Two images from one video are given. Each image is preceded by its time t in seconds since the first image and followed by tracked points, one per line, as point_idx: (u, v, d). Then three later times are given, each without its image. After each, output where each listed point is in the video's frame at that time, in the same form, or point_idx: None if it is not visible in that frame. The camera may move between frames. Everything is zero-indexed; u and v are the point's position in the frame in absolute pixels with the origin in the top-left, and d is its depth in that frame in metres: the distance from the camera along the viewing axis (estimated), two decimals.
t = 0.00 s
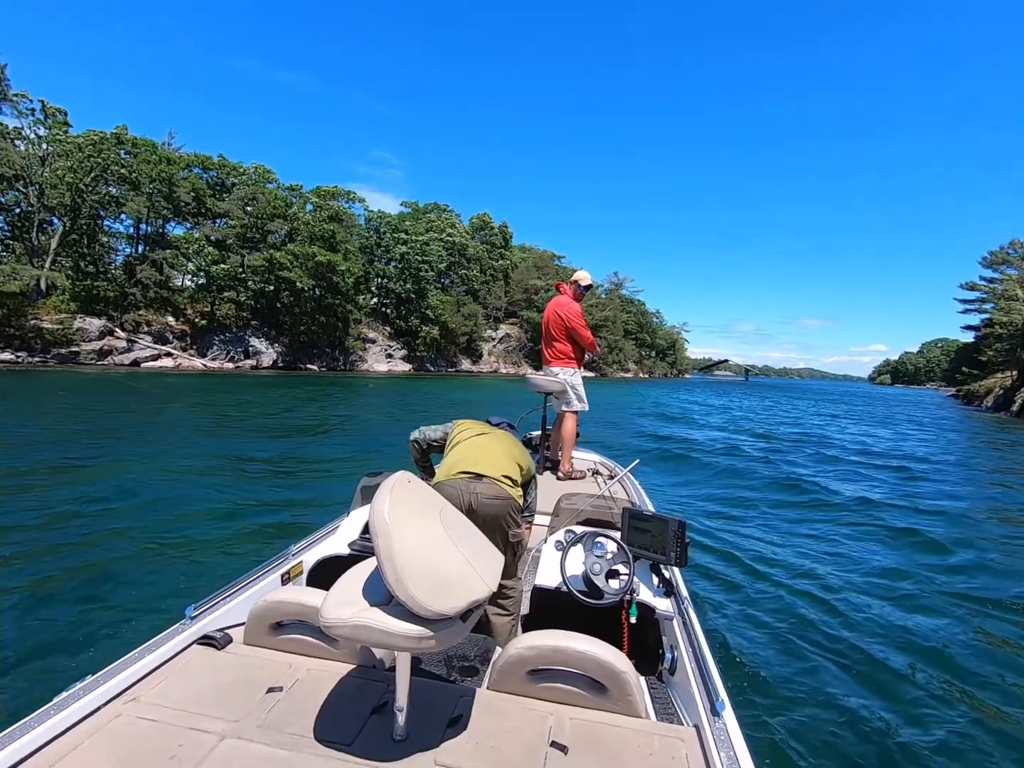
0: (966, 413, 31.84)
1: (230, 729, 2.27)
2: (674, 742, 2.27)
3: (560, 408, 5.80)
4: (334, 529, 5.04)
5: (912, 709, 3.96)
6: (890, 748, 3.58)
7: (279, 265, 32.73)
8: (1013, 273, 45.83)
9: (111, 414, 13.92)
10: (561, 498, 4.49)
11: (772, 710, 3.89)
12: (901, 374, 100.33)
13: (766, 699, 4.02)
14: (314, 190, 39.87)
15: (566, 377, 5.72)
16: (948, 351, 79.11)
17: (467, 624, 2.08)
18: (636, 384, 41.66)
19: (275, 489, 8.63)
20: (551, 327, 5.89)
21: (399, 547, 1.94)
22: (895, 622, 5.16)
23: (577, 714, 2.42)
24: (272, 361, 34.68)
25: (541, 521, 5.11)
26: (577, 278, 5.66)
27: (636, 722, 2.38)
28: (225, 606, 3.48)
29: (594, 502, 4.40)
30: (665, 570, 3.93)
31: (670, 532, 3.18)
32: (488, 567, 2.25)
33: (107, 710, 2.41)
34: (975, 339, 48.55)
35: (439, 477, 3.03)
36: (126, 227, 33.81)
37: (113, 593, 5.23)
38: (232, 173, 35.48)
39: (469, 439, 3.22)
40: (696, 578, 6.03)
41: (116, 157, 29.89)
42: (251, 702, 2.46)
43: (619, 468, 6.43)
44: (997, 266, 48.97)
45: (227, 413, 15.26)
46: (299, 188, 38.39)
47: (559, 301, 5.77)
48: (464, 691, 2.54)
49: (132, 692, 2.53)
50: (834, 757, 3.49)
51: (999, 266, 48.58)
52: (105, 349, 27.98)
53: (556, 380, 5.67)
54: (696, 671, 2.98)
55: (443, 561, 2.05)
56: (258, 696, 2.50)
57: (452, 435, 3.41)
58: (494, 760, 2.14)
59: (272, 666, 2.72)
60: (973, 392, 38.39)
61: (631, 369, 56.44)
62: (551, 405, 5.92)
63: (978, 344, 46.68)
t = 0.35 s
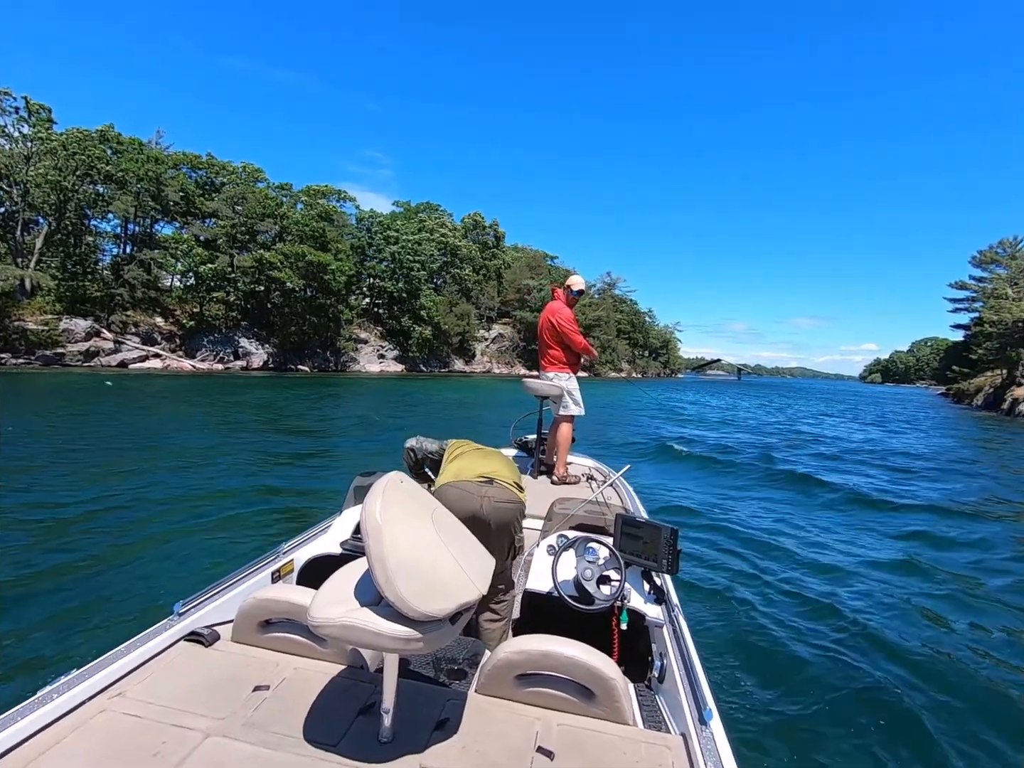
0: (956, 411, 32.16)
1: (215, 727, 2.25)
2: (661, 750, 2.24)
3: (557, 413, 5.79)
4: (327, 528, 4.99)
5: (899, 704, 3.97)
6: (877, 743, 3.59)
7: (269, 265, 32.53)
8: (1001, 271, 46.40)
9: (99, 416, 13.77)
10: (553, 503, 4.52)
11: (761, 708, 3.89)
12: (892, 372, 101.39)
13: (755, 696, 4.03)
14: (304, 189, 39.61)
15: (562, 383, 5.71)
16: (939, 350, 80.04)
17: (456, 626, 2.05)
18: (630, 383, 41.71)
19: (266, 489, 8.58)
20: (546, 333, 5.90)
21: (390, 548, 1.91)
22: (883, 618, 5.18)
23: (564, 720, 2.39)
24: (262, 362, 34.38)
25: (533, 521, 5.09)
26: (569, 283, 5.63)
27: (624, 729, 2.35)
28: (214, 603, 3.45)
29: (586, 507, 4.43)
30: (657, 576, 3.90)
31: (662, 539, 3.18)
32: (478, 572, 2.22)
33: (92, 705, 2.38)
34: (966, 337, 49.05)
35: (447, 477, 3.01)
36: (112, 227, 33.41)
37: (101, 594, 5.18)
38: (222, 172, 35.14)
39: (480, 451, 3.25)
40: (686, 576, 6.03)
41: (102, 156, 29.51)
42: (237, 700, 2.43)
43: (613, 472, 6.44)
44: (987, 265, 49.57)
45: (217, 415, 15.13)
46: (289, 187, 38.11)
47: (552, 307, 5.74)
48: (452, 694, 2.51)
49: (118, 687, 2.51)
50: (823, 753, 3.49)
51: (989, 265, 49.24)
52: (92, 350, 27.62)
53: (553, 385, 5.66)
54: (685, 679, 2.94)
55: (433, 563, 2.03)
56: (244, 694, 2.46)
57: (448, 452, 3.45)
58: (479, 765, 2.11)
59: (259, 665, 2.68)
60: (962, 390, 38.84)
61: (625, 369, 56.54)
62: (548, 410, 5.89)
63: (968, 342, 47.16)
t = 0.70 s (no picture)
0: (949, 405, 32.46)
1: (215, 731, 2.22)
2: (663, 751, 2.24)
3: (556, 414, 5.79)
4: (327, 530, 4.95)
5: (894, 696, 4.01)
6: (874, 735, 3.63)
7: (261, 266, 32.31)
8: (992, 266, 46.84)
9: (92, 420, 13.67)
10: (553, 505, 4.53)
11: (760, 704, 3.90)
12: (885, 367, 102.23)
13: (753, 691, 4.05)
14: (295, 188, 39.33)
15: (562, 384, 5.70)
16: (932, 344, 80.74)
17: (457, 629, 2.03)
18: (625, 381, 41.80)
19: (265, 491, 8.56)
20: (545, 334, 5.91)
21: (390, 551, 1.89)
22: (878, 610, 5.22)
23: (565, 721, 2.38)
24: (254, 363, 34.15)
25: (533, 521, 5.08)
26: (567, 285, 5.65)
27: (626, 731, 2.34)
28: (214, 607, 3.42)
29: (586, 508, 4.44)
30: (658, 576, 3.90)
31: (663, 540, 3.18)
32: (479, 574, 2.20)
33: (92, 710, 2.35)
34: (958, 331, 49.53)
35: (454, 477, 3.00)
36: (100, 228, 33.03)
37: (100, 596, 5.17)
38: (212, 172, 34.78)
39: (488, 451, 3.25)
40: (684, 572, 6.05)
41: (88, 155, 29.13)
42: (238, 703, 2.41)
43: (613, 472, 6.44)
44: (978, 259, 50.07)
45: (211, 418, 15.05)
46: (280, 187, 37.77)
47: (551, 309, 5.75)
48: (453, 697, 2.49)
49: (118, 691, 2.48)
50: (823, 748, 3.50)
51: (981, 259, 49.75)
52: (80, 353, 27.33)
53: (553, 386, 5.65)
54: (686, 679, 2.94)
55: (433, 565, 2.01)
56: (245, 698, 2.44)
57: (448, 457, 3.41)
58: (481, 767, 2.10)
59: (260, 669, 2.66)
60: (955, 384, 39.19)
61: (620, 366, 56.64)
62: (548, 411, 5.89)
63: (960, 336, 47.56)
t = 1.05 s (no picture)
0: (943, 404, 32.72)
1: (228, 733, 2.23)
2: (675, 744, 2.24)
3: (560, 410, 5.78)
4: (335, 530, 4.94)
5: (894, 689, 4.04)
6: (875, 728, 3.66)
7: (254, 263, 32.10)
8: (984, 266, 47.23)
9: (88, 420, 13.62)
10: (559, 500, 4.54)
11: (762, 698, 3.92)
12: (877, 366, 103.03)
13: (756, 685, 4.06)
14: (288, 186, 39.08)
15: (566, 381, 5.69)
16: (924, 344, 81.46)
17: (467, 626, 2.03)
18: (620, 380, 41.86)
19: (268, 491, 8.57)
20: (549, 331, 5.89)
21: (398, 550, 1.89)
22: (875, 605, 5.27)
23: (576, 716, 2.38)
24: (247, 362, 33.92)
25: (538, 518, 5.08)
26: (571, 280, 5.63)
27: (637, 725, 2.34)
28: (224, 608, 3.41)
29: (592, 503, 4.45)
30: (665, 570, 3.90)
31: (669, 534, 3.17)
32: (488, 570, 2.20)
33: (106, 714, 2.37)
34: (951, 331, 49.90)
35: (466, 472, 2.97)
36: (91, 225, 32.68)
37: (103, 595, 5.18)
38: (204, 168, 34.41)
39: (498, 447, 3.22)
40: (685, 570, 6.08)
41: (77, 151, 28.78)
42: (250, 705, 2.41)
43: (617, 469, 6.44)
44: (970, 259, 50.64)
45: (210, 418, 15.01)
46: (273, 185, 37.47)
47: (555, 304, 5.74)
48: (464, 694, 2.49)
49: (132, 695, 2.49)
50: (826, 741, 3.53)
51: (973, 259, 50.31)
52: (70, 352, 27.04)
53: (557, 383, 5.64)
54: (696, 671, 2.94)
55: (442, 563, 2.00)
56: (257, 700, 2.45)
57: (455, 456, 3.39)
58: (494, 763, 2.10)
59: (270, 670, 2.66)
60: (948, 384, 39.55)
61: (615, 365, 56.74)
62: (552, 407, 5.89)
63: (953, 336, 47.91)
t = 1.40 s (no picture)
0: (934, 408, 33.04)
1: (228, 729, 2.21)
2: (673, 741, 2.23)
3: (560, 408, 5.77)
4: (334, 529, 4.91)
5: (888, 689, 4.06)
6: (871, 729, 3.67)
7: (247, 261, 31.88)
8: (976, 271, 47.74)
9: (79, 417, 13.47)
10: (559, 498, 4.54)
11: (758, 698, 3.93)
12: (869, 370, 104.05)
13: (752, 686, 4.07)
14: (283, 183, 38.81)
15: (565, 379, 5.68)
16: (916, 349, 82.39)
17: (466, 624, 2.02)
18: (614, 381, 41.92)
19: (265, 490, 8.52)
20: (549, 329, 5.89)
21: (398, 548, 1.87)
22: (869, 605, 5.30)
23: (575, 714, 2.37)
24: (239, 360, 33.70)
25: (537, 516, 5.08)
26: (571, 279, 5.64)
27: (635, 721, 2.33)
28: (223, 606, 3.38)
29: (591, 500, 4.45)
30: (664, 568, 3.90)
31: (669, 533, 3.17)
32: (487, 567, 2.19)
33: (105, 710, 2.34)
34: (943, 335, 50.39)
35: (461, 470, 2.96)
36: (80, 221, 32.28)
37: (97, 595, 5.14)
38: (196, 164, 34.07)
39: (493, 446, 3.21)
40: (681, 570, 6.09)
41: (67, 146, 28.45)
42: (250, 701, 2.38)
43: (617, 468, 6.44)
44: (962, 265, 51.35)
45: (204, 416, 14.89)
46: (267, 183, 37.20)
47: (554, 302, 5.74)
48: (462, 690, 2.47)
49: (132, 690, 2.47)
50: (822, 741, 3.54)
51: (965, 265, 50.98)
52: (58, 349, 26.72)
53: (557, 380, 5.64)
54: (694, 669, 2.93)
55: (441, 561, 1.99)
56: (257, 696, 2.42)
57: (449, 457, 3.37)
58: (493, 761, 2.09)
59: (269, 666, 2.64)
60: (940, 388, 39.98)
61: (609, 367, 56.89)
62: (551, 405, 5.88)
63: (945, 341, 48.38)
